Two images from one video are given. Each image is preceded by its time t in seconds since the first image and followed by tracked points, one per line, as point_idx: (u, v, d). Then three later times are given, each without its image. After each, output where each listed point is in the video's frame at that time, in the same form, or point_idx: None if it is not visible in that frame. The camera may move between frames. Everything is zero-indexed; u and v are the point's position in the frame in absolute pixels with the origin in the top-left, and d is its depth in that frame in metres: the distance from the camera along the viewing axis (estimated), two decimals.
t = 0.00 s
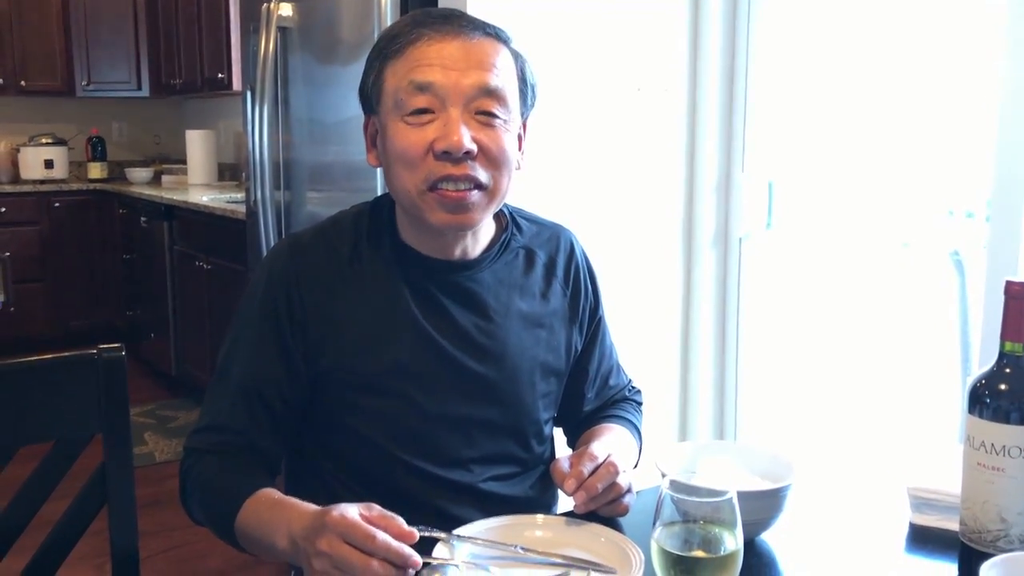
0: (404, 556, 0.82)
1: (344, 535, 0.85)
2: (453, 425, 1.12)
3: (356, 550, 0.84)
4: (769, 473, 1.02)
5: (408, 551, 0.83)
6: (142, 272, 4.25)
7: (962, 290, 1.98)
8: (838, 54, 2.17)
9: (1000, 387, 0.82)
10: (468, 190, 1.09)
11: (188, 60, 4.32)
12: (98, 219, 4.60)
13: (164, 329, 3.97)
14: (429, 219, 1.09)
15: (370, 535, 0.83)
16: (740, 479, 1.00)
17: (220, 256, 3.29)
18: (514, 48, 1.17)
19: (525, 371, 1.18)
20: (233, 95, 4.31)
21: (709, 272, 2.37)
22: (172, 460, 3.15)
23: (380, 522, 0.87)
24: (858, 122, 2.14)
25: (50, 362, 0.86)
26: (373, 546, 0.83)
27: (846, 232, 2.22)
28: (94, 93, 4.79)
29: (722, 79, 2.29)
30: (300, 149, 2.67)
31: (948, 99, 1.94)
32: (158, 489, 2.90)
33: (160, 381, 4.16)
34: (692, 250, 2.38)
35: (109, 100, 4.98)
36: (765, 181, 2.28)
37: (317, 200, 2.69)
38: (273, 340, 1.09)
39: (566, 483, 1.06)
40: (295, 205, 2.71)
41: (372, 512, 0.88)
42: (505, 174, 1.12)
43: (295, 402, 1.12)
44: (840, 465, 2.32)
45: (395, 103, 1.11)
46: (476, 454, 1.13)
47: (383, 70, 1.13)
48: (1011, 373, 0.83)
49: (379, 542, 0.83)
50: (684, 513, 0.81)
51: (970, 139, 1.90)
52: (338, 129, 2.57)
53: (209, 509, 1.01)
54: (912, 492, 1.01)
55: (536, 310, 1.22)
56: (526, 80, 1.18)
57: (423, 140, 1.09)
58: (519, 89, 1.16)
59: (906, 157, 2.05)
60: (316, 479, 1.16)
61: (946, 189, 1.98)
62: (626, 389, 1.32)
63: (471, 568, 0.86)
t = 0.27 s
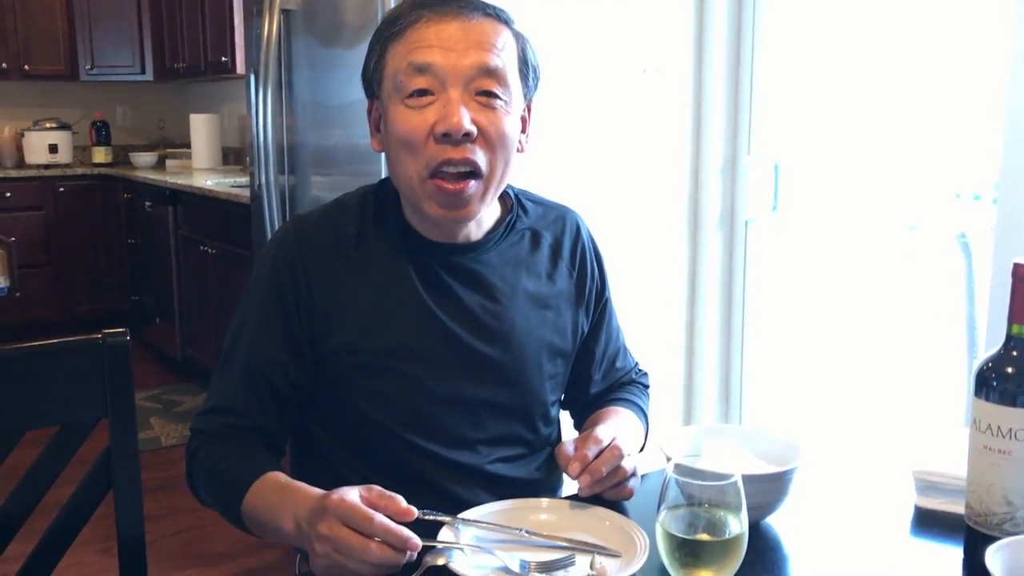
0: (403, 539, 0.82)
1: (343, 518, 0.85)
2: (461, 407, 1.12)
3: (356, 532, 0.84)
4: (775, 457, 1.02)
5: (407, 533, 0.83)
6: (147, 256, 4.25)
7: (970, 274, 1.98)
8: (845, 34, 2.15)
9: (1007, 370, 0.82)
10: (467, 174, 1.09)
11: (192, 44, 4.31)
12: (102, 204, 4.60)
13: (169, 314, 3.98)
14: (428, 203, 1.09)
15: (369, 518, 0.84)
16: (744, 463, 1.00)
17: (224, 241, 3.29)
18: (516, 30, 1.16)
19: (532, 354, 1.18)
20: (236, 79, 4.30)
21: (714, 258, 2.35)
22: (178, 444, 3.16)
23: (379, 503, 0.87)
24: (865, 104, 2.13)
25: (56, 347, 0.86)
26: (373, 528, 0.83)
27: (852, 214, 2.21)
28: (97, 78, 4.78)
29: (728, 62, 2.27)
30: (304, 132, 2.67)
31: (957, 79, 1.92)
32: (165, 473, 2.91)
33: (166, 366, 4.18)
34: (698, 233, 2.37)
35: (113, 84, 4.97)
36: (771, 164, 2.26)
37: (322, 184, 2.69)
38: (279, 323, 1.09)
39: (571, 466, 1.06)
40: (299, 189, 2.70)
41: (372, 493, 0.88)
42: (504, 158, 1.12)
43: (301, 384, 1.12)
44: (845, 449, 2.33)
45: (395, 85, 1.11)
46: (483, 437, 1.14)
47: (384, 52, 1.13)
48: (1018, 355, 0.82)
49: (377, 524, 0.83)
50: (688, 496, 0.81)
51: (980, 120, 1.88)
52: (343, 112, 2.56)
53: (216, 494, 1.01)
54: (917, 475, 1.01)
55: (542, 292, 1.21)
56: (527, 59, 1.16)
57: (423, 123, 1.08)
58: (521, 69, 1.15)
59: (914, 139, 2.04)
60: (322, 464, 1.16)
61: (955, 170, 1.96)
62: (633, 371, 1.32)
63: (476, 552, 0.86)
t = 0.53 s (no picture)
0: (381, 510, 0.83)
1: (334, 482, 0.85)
2: (467, 393, 1.13)
3: (343, 497, 0.85)
4: (777, 447, 1.02)
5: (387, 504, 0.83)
6: (150, 248, 4.26)
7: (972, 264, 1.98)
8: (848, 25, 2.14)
9: (1008, 360, 0.82)
10: (469, 161, 1.09)
11: (194, 35, 4.31)
12: (106, 196, 4.60)
13: (173, 305, 3.99)
14: (430, 191, 1.10)
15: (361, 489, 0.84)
16: (748, 453, 1.01)
17: (228, 232, 3.29)
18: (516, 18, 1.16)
19: (538, 340, 1.18)
20: (239, 71, 4.30)
21: (716, 249, 2.35)
22: (184, 436, 3.18)
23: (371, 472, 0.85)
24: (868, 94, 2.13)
25: (65, 338, 0.87)
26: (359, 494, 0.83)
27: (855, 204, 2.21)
28: (100, 70, 4.78)
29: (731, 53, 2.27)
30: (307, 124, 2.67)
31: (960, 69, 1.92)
32: (169, 464, 2.92)
33: (170, 357, 4.19)
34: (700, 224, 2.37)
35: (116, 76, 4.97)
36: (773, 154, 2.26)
37: (325, 175, 2.69)
38: (286, 306, 1.10)
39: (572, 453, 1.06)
40: (302, 180, 2.71)
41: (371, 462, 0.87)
42: (506, 146, 1.12)
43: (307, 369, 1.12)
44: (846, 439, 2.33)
45: (395, 75, 1.11)
46: (489, 423, 1.14)
47: (384, 43, 1.13)
48: (1019, 346, 0.83)
49: (363, 490, 0.83)
50: (691, 487, 0.82)
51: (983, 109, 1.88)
52: (346, 103, 2.61)
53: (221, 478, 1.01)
54: (919, 465, 1.01)
55: (545, 279, 1.22)
56: (527, 48, 1.16)
57: (424, 111, 1.08)
58: (521, 58, 1.15)
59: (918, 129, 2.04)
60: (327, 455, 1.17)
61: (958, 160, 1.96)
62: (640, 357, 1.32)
63: (480, 543, 0.86)
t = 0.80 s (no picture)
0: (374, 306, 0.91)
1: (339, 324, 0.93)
2: (466, 394, 1.14)
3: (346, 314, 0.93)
4: (776, 452, 1.03)
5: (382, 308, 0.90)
6: (151, 252, 4.26)
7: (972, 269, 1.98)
8: (849, 30, 2.15)
9: (1007, 366, 0.82)
10: (477, 173, 1.09)
11: (196, 39, 4.32)
12: (107, 200, 4.61)
13: (174, 309, 3.99)
14: (440, 201, 1.10)
15: (358, 250, 0.87)
16: (747, 457, 1.01)
17: (229, 236, 3.30)
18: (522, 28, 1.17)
19: (538, 344, 1.19)
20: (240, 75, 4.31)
21: (717, 254, 2.35)
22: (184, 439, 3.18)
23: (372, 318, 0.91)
24: (868, 99, 2.13)
25: (69, 342, 0.87)
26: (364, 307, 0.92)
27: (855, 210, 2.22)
28: (102, 74, 4.79)
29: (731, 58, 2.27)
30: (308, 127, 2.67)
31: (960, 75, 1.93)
32: (170, 468, 2.92)
33: (171, 361, 4.19)
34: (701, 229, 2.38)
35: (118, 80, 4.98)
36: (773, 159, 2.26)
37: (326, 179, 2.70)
38: (294, 286, 1.10)
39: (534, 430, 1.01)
40: (303, 184, 2.71)
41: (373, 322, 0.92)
42: (515, 158, 1.12)
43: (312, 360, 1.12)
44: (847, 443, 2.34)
45: (406, 87, 1.11)
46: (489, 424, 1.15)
47: (394, 54, 1.14)
48: (1018, 352, 0.83)
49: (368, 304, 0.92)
50: (690, 493, 0.82)
51: (983, 115, 1.89)
52: (347, 108, 2.62)
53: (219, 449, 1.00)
54: (919, 471, 1.01)
55: (546, 286, 1.22)
56: (533, 59, 1.16)
57: (434, 122, 1.09)
58: (528, 69, 1.15)
59: (918, 136, 2.04)
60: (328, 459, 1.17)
61: (959, 165, 1.97)
62: (655, 366, 1.27)
63: (481, 548, 0.87)
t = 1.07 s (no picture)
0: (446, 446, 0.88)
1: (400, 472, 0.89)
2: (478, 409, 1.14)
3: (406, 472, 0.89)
4: (776, 462, 1.02)
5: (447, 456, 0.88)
6: (153, 259, 4.27)
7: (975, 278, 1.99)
8: (849, 41, 2.16)
9: (1006, 377, 0.83)
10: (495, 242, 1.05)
11: (198, 48, 4.33)
12: (109, 207, 4.62)
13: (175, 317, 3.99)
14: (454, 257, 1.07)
15: (408, 447, 0.88)
16: (748, 467, 1.01)
17: (230, 244, 3.30)
18: (539, 73, 1.03)
19: (549, 362, 1.18)
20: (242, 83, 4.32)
21: (717, 265, 2.34)
22: (184, 447, 3.18)
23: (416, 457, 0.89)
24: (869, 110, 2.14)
25: (67, 350, 0.87)
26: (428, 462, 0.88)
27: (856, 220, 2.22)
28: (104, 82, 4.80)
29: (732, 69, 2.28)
30: (310, 137, 2.68)
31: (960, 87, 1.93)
32: (169, 475, 2.92)
33: (171, 369, 4.19)
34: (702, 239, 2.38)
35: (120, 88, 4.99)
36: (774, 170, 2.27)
37: (328, 189, 2.71)
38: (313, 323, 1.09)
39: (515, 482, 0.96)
40: (305, 193, 2.71)
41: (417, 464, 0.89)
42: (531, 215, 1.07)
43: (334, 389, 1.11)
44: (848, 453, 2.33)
45: (421, 159, 1.01)
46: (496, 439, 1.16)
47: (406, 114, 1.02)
48: (1018, 363, 0.83)
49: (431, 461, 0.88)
50: (690, 503, 0.82)
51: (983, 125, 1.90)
52: (349, 117, 2.63)
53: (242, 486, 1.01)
54: (919, 482, 1.01)
55: (558, 303, 1.22)
56: (550, 105, 1.05)
57: (454, 203, 1.01)
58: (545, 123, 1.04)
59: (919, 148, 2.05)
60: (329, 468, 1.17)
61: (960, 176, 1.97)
62: (659, 386, 1.26)
63: (481, 558, 0.87)
